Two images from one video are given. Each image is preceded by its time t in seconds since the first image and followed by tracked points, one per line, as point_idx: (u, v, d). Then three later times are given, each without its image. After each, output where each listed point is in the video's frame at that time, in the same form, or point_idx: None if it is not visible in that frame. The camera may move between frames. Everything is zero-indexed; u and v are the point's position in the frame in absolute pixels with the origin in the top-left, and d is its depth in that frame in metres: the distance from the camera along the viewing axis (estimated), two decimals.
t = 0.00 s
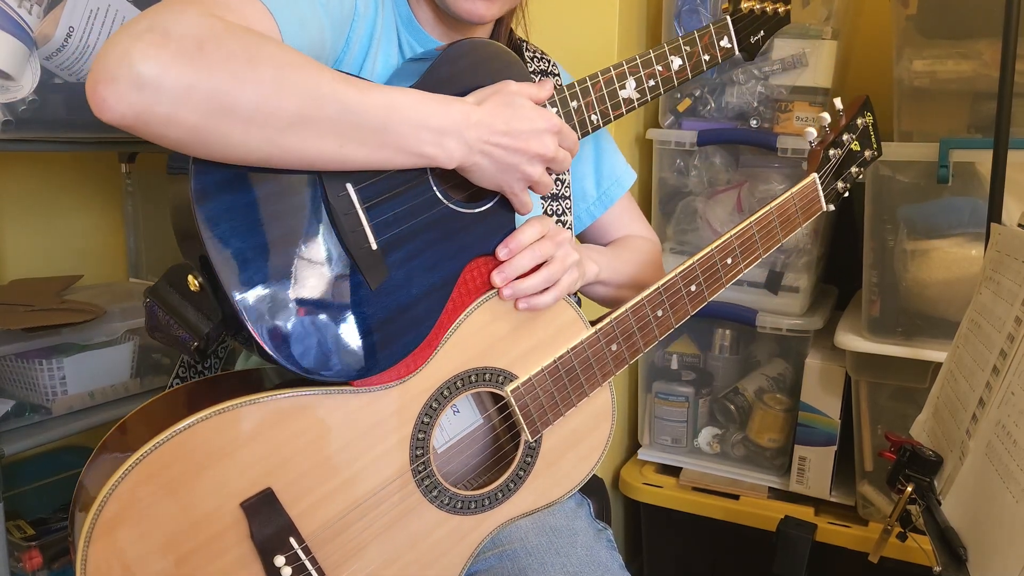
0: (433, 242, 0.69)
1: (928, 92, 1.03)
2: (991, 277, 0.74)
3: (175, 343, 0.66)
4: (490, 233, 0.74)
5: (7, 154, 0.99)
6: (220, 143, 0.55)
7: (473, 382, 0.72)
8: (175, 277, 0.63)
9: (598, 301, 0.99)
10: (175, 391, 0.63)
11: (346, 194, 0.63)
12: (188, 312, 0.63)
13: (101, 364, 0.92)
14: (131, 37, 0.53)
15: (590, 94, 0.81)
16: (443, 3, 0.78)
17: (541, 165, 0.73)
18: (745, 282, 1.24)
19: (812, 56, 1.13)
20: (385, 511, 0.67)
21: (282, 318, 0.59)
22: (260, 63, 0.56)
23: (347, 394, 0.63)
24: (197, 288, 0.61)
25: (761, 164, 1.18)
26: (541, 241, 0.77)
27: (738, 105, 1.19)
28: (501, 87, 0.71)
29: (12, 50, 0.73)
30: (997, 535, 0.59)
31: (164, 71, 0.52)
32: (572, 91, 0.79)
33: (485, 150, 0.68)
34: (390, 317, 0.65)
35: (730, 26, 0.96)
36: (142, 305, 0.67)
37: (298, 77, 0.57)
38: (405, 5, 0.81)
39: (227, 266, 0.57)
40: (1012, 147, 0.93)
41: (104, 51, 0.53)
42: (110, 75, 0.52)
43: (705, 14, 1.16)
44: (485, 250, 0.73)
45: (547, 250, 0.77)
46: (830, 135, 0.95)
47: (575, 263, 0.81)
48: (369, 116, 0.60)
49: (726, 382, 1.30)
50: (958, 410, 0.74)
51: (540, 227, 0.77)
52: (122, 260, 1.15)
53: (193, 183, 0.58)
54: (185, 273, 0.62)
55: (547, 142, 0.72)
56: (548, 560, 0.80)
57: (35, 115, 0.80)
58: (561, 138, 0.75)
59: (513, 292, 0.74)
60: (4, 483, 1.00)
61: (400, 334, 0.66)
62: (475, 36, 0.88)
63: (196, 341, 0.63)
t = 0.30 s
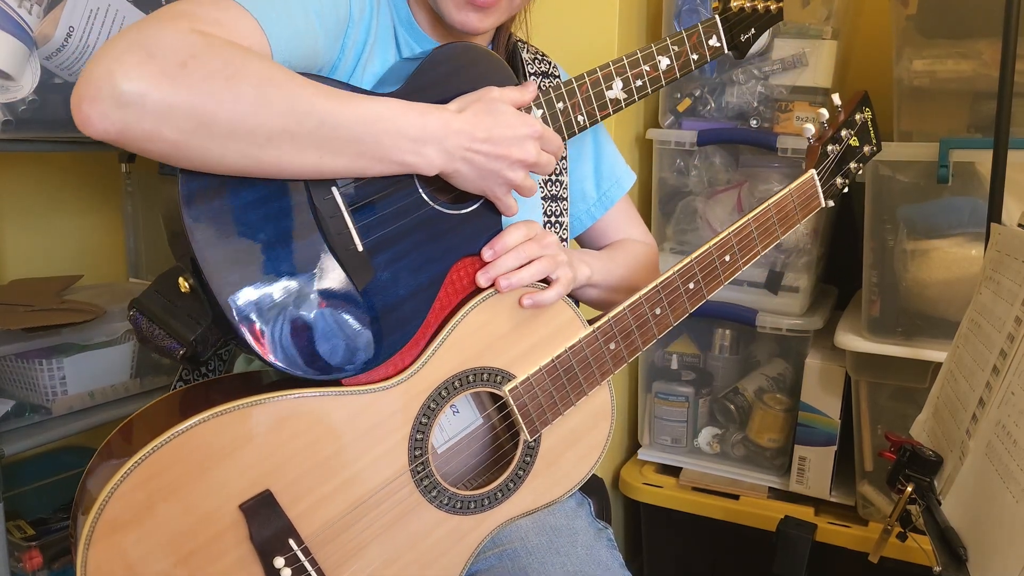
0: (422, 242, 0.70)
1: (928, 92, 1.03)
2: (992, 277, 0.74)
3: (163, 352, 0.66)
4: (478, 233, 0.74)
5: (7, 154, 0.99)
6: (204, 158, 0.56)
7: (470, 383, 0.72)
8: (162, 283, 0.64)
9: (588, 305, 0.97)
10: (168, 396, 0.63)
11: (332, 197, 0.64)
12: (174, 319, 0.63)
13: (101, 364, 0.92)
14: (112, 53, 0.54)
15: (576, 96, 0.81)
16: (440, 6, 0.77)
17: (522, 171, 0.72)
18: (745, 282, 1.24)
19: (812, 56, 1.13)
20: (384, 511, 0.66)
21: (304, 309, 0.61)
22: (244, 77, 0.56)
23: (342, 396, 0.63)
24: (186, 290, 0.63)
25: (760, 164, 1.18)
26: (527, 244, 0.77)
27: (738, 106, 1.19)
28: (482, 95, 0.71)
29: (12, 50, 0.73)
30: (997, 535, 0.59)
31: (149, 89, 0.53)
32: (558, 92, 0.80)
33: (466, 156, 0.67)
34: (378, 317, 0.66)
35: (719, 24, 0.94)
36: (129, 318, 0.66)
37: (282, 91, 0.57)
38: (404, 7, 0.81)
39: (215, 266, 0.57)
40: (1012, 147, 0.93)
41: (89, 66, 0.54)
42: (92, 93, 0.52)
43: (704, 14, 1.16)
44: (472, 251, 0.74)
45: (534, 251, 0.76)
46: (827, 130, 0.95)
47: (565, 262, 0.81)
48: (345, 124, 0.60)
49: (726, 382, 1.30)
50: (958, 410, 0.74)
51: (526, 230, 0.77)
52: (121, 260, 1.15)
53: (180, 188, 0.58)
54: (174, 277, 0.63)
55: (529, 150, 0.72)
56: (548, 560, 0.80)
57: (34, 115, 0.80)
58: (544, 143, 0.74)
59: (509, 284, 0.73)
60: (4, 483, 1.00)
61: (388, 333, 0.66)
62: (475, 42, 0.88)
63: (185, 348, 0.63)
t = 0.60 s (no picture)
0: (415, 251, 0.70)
1: (927, 92, 1.03)
2: (991, 277, 0.74)
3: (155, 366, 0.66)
4: (471, 237, 0.74)
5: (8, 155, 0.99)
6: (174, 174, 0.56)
7: (468, 388, 0.72)
8: (153, 300, 0.65)
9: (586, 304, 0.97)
10: (161, 410, 0.63)
11: (319, 208, 0.63)
12: (166, 333, 0.64)
13: (100, 365, 0.91)
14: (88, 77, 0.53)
15: (571, 93, 0.81)
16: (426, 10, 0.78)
17: (513, 167, 0.72)
18: (745, 282, 1.24)
19: (811, 56, 1.13)
20: (384, 520, 0.66)
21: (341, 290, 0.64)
22: (205, 95, 0.55)
23: (340, 407, 0.62)
24: (176, 304, 0.62)
25: (760, 163, 1.18)
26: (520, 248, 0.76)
27: (738, 106, 1.20)
28: (467, 93, 0.71)
29: (12, 50, 0.74)
30: (998, 535, 0.59)
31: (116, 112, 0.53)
32: (551, 91, 0.80)
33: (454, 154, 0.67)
34: (370, 325, 0.66)
35: (722, 14, 0.93)
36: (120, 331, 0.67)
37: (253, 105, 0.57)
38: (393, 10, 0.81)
39: (211, 280, 0.57)
40: (1012, 146, 0.93)
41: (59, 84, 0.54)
42: (59, 112, 0.53)
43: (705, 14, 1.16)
44: (465, 256, 0.74)
45: (528, 255, 0.76)
46: (827, 116, 0.94)
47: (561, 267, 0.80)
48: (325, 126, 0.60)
49: (726, 382, 1.30)
50: (958, 409, 0.74)
51: (519, 234, 0.77)
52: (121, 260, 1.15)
53: (164, 207, 0.57)
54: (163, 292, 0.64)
55: (518, 145, 0.71)
56: (548, 561, 0.79)
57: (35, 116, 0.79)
58: (533, 139, 0.74)
59: (502, 293, 0.73)
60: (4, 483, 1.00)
61: (380, 342, 0.66)
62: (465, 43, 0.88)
63: (177, 363, 0.64)
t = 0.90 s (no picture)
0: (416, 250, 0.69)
1: (927, 92, 1.03)
2: (991, 277, 0.74)
3: (158, 349, 0.67)
4: (476, 236, 0.74)
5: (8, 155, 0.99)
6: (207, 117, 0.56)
7: (469, 387, 0.72)
8: (157, 287, 0.66)
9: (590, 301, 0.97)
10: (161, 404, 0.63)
11: (324, 203, 0.63)
12: (168, 318, 0.65)
13: (100, 364, 0.92)
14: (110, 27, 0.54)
15: (580, 97, 0.80)
16: (418, 12, 0.79)
17: (525, 162, 0.73)
18: (745, 282, 1.24)
19: (812, 56, 1.12)
20: (383, 518, 0.66)
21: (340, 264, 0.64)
22: (238, 46, 0.57)
23: (341, 404, 0.63)
24: (177, 294, 0.62)
25: (760, 163, 1.18)
26: (523, 247, 0.76)
27: (738, 105, 1.20)
28: (491, 78, 0.73)
29: (12, 50, 0.73)
30: (997, 536, 0.59)
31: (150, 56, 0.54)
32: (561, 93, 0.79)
33: (473, 136, 0.68)
34: (371, 322, 0.66)
35: (733, 22, 0.96)
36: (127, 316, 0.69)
37: (287, 53, 0.59)
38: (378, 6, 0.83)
39: (213, 273, 0.57)
40: (1012, 147, 0.93)
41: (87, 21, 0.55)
42: (93, 39, 0.53)
43: (705, 14, 1.16)
44: (467, 255, 0.73)
45: (531, 255, 0.76)
46: (828, 122, 0.94)
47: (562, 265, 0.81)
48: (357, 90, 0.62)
49: (726, 382, 1.30)
50: (958, 410, 0.74)
51: (522, 234, 0.77)
52: (121, 260, 1.15)
53: (169, 197, 0.57)
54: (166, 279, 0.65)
55: (533, 141, 0.73)
56: (547, 560, 0.79)
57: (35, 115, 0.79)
58: (550, 141, 0.75)
59: (506, 293, 0.73)
60: (4, 483, 1.00)
61: (381, 338, 0.66)
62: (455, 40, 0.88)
63: (180, 349, 0.65)
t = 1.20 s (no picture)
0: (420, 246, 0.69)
1: (928, 92, 1.03)
2: (991, 277, 0.74)
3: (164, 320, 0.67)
4: (483, 234, 0.75)
5: (7, 156, 0.99)
6: (264, 85, 0.57)
7: (472, 384, 0.72)
8: (165, 256, 0.64)
9: (594, 303, 0.98)
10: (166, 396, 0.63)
11: (338, 184, 0.64)
12: (176, 291, 0.63)
13: (101, 362, 0.92)
14: None
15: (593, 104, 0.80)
16: (429, 19, 0.81)
17: (554, 155, 0.74)
18: (745, 282, 1.24)
19: (812, 56, 1.13)
20: (385, 513, 0.66)
21: (331, 271, 0.64)
22: (295, 13, 0.58)
23: (347, 396, 0.63)
24: (185, 268, 0.62)
25: (760, 164, 1.18)
26: (529, 247, 0.77)
27: (738, 105, 1.20)
28: (531, 69, 0.74)
29: (12, 50, 0.73)
30: (997, 536, 0.59)
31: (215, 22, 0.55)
32: (575, 99, 0.79)
33: (509, 123, 0.69)
34: (378, 309, 0.66)
35: (745, 45, 0.96)
36: (135, 282, 0.68)
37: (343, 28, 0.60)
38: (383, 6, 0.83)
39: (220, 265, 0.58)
40: (1011, 147, 0.93)
41: None
42: None
43: (705, 15, 1.16)
44: (474, 252, 0.74)
45: (537, 254, 0.76)
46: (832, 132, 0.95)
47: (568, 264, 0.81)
48: (407, 68, 0.63)
49: (726, 382, 1.30)
50: (958, 410, 0.74)
51: (528, 234, 0.77)
52: (122, 260, 1.15)
53: (188, 165, 0.57)
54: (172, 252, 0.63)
55: (565, 137, 0.73)
56: (548, 559, 0.79)
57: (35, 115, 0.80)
58: (579, 138, 0.76)
59: (512, 292, 0.73)
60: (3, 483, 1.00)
61: (386, 325, 0.67)
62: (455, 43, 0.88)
63: (184, 322, 0.63)
